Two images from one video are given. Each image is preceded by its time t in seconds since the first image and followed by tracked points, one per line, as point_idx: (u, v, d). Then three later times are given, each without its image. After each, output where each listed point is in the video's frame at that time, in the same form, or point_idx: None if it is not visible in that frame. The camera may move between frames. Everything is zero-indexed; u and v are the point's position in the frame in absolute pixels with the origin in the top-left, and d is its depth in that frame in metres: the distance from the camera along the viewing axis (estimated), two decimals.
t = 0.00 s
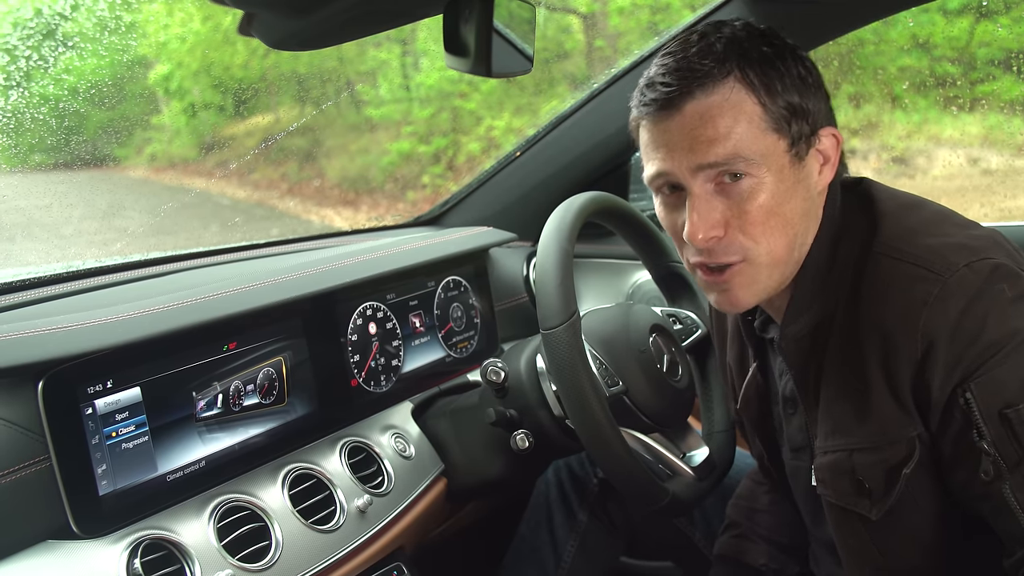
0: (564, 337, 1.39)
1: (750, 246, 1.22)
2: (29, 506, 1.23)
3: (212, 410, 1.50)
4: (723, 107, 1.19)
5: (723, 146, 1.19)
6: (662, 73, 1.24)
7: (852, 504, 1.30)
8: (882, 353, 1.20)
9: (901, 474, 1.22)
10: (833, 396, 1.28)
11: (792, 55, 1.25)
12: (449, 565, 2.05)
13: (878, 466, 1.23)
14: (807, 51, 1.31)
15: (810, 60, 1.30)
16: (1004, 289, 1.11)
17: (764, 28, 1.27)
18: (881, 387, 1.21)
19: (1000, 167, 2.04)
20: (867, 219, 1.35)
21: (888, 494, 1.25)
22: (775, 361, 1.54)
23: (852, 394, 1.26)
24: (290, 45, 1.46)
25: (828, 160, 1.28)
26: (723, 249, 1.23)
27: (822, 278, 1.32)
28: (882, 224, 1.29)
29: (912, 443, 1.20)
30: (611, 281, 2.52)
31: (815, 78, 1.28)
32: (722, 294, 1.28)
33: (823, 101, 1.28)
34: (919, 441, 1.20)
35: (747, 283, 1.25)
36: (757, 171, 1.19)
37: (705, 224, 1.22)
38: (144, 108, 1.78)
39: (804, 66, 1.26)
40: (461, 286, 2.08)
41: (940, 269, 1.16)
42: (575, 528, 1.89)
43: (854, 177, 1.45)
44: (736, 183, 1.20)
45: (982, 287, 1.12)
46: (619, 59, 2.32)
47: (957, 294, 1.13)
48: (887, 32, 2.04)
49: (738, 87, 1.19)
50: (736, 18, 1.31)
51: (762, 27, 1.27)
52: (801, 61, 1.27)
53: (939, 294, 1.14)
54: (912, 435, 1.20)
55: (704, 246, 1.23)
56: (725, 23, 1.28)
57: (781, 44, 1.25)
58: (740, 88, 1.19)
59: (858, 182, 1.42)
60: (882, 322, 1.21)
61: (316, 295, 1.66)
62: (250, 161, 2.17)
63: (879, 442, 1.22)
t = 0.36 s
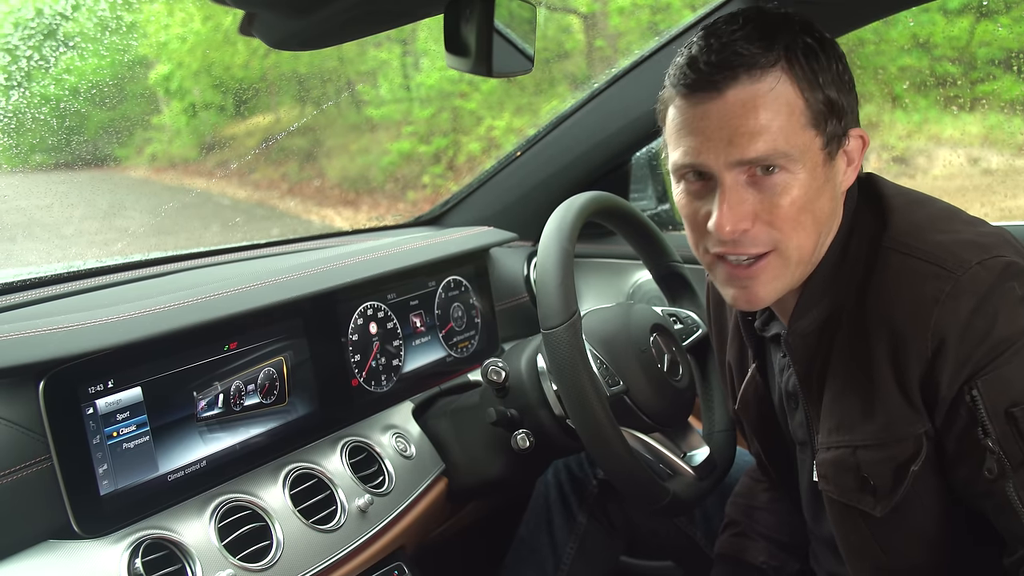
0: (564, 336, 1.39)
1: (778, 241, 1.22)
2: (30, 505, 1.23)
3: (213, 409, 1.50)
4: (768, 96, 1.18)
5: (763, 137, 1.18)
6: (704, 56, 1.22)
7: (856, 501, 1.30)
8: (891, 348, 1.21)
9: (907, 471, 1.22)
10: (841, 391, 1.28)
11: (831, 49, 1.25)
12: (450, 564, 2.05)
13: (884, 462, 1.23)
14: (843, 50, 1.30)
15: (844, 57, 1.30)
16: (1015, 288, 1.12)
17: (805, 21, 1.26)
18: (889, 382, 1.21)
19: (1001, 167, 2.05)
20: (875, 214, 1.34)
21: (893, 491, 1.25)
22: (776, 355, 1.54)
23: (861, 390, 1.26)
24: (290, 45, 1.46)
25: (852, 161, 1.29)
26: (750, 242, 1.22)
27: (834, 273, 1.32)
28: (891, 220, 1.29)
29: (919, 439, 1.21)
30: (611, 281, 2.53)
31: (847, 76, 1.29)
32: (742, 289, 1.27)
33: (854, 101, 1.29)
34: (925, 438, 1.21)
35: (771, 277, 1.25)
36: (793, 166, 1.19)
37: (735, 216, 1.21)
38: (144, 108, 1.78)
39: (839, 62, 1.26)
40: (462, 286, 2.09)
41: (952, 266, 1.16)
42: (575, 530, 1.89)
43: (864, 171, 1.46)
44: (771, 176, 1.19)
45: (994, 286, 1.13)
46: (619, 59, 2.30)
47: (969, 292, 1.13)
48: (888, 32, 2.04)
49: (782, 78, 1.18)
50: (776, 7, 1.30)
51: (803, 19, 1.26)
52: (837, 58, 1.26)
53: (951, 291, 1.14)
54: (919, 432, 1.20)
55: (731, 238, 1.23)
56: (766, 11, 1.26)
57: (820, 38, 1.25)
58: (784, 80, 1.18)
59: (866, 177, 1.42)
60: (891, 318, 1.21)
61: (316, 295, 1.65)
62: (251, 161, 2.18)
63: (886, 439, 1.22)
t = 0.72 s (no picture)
0: (564, 337, 1.39)
1: (745, 257, 1.24)
2: (31, 506, 1.23)
3: (214, 409, 1.50)
4: (707, 123, 1.20)
5: (711, 162, 1.20)
6: (648, 93, 1.25)
7: (851, 496, 1.29)
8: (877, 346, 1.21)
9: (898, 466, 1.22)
10: (833, 389, 1.29)
11: (775, 57, 1.26)
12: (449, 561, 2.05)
13: (875, 458, 1.23)
14: (798, 51, 1.31)
15: (796, 55, 1.30)
16: (997, 283, 1.11)
17: (743, 32, 1.27)
18: (877, 379, 1.22)
19: (1001, 167, 2.06)
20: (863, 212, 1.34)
21: (885, 486, 1.25)
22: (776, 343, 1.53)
23: (850, 388, 1.26)
24: (290, 45, 1.46)
25: (822, 155, 1.29)
26: (720, 261, 1.25)
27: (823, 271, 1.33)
28: (879, 217, 1.29)
29: (908, 435, 1.20)
30: (611, 281, 2.53)
31: (802, 75, 1.28)
32: (728, 298, 1.31)
33: (812, 96, 1.29)
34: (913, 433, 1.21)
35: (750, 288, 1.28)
36: (747, 183, 1.20)
37: (701, 239, 1.23)
38: (145, 108, 1.78)
39: (786, 66, 1.26)
40: (462, 286, 2.09)
41: (935, 262, 1.16)
42: (576, 531, 1.89)
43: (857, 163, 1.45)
44: (726, 197, 1.21)
45: (976, 281, 1.12)
46: (619, 59, 2.31)
47: (950, 288, 1.13)
48: (888, 32, 2.04)
49: (718, 103, 1.20)
50: (716, 23, 1.32)
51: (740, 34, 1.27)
52: (788, 63, 1.27)
53: (934, 287, 1.14)
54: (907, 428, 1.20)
55: (700, 260, 1.26)
56: (706, 31, 1.28)
57: (765, 48, 1.26)
58: (727, 103, 1.20)
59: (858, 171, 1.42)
60: (877, 314, 1.21)
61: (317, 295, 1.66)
62: (251, 161, 2.19)
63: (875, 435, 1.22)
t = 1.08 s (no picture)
0: (566, 337, 1.39)
1: (727, 223, 1.35)
2: (32, 507, 1.23)
3: (216, 410, 1.50)
4: (694, 99, 1.30)
5: (695, 134, 1.31)
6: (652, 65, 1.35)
7: (835, 472, 1.34)
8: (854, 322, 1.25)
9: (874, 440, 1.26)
10: (822, 366, 1.34)
11: (776, 40, 1.32)
12: (450, 561, 2.06)
13: (853, 432, 1.28)
14: (810, 38, 1.37)
15: (805, 41, 1.35)
16: (971, 268, 1.12)
17: (750, 17, 1.35)
18: (854, 355, 1.27)
19: (1002, 167, 2.10)
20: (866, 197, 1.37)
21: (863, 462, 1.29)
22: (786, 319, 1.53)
23: (835, 364, 1.31)
24: (292, 46, 1.45)
25: (818, 140, 1.35)
26: (703, 225, 1.37)
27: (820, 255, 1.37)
28: (875, 203, 1.31)
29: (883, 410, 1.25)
30: (614, 281, 2.54)
31: (804, 61, 1.33)
32: (716, 264, 1.42)
33: (813, 82, 1.34)
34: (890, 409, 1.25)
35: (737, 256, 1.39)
36: (727, 155, 1.31)
37: (687, 204, 1.36)
38: (146, 109, 1.78)
39: (787, 50, 1.32)
40: (464, 287, 2.09)
41: (910, 245, 1.19)
42: (578, 531, 1.89)
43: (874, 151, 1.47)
44: (708, 166, 1.32)
45: (947, 264, 1.14)
46: (620, 60, 2.31)
47: (921, 270, 1.16)
48: (889, 33, 2.01)
49: (708, 79, 1.30)
50: (731, 7, 1.39)
51: (745, 18, 1.34)
52: (795, 47, 1.33)
53: (906, 268, 1.18)
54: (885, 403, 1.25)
55: (685, 224, 1.38)
56: (719, 14, 1.37)
57: (772, 32, 1.33)
58: (719, 79, 1.29)
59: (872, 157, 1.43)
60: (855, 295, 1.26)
61: (319, 295, 1.66)
62: (252, 162, 2.19)
63: (855, 410, 1.27)
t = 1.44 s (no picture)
0: (567, 338, 1.39)
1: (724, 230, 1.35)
2: (33, 508, 1.23)
3: (216, 412, 1.50)
4: (687, 107, 1.31)
5: (689, 142, 1.31)
6: (645, 77, 1.37)
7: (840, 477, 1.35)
8: (858, 328, 1.25)
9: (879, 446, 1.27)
10: (826, 371, 1.34)
11: (767, 45, 1.32)
12: (450, 561, 2.06)
13: (858, 438, 1.29)
14: (803, 42, 1.36)
15: (798, 44, 1.35)
16: (978, 274, 1.12)
17: (741, 23, 1.35)
18: (859, 361, 1.27)
19: (1003, 167, 2.10)
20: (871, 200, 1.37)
21: (869, 467, 1.30)
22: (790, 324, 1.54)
23: (840, 370, 1.31)
24: (292, 48, 1.45)
25: (814, 143, 1.35)
26: (700, 232, 1.37)
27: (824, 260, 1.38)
28: (881, 207, 1.32)
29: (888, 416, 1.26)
30: (614, 282, 2.56)
31: (798, 64, 1.33)
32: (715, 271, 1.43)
33: (807, 85, 1.33)
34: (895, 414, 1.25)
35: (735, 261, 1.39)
36: (722, 162, 1.31)
37: (683, 209, 1.36)
38: (146, 111, 1.78)
39: (778, 55, 1.32)
40: (464, 288, 2.09)
41: (918, 250, 1.19)
42: (579, 532, 1.89)
43: (875, 152, 1.46)
44: (703, 173, 1.33)
45: (954, 270, 1.14)
46: (620, 61, 2.31)
47: (929, 275, 1.16)
48: (889, 33, 2.03)
49: (699, 87, 1.30)
50: (723, 14, 1.39)
51: (736, 24, 1.35)
52: (788, 52, 1.33)
53: (913, 273, 1.18)
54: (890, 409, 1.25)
55: (683, 231, 1.39)
56: (710, 23, 1.37)
57: (764, 38, 1.33)
58: (710, 86, 1.29)
59: (875, 160, 1.44)
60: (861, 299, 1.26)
61: (320, 297, 1.66)
62: (253, 163, 2.19)
63: (860, 416, 1.28)
